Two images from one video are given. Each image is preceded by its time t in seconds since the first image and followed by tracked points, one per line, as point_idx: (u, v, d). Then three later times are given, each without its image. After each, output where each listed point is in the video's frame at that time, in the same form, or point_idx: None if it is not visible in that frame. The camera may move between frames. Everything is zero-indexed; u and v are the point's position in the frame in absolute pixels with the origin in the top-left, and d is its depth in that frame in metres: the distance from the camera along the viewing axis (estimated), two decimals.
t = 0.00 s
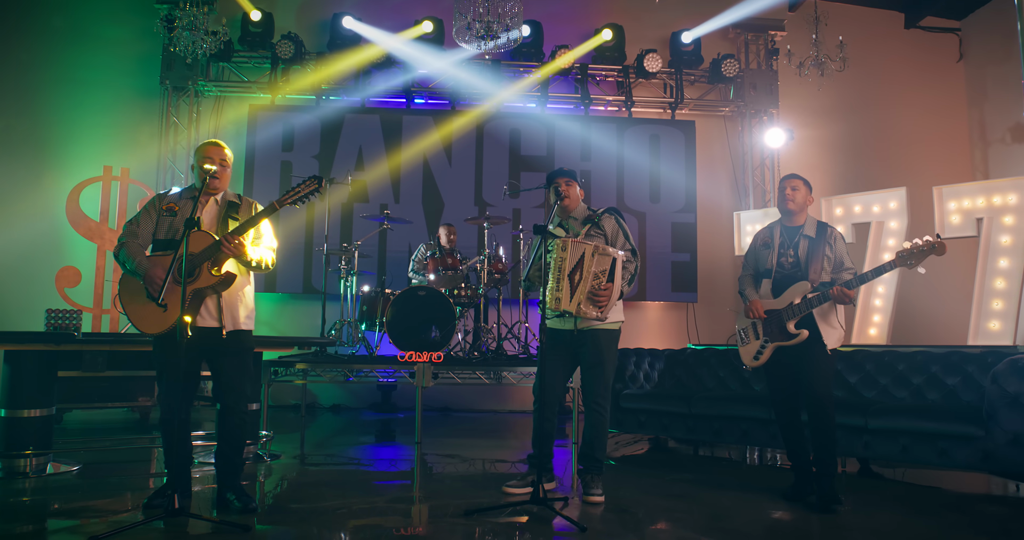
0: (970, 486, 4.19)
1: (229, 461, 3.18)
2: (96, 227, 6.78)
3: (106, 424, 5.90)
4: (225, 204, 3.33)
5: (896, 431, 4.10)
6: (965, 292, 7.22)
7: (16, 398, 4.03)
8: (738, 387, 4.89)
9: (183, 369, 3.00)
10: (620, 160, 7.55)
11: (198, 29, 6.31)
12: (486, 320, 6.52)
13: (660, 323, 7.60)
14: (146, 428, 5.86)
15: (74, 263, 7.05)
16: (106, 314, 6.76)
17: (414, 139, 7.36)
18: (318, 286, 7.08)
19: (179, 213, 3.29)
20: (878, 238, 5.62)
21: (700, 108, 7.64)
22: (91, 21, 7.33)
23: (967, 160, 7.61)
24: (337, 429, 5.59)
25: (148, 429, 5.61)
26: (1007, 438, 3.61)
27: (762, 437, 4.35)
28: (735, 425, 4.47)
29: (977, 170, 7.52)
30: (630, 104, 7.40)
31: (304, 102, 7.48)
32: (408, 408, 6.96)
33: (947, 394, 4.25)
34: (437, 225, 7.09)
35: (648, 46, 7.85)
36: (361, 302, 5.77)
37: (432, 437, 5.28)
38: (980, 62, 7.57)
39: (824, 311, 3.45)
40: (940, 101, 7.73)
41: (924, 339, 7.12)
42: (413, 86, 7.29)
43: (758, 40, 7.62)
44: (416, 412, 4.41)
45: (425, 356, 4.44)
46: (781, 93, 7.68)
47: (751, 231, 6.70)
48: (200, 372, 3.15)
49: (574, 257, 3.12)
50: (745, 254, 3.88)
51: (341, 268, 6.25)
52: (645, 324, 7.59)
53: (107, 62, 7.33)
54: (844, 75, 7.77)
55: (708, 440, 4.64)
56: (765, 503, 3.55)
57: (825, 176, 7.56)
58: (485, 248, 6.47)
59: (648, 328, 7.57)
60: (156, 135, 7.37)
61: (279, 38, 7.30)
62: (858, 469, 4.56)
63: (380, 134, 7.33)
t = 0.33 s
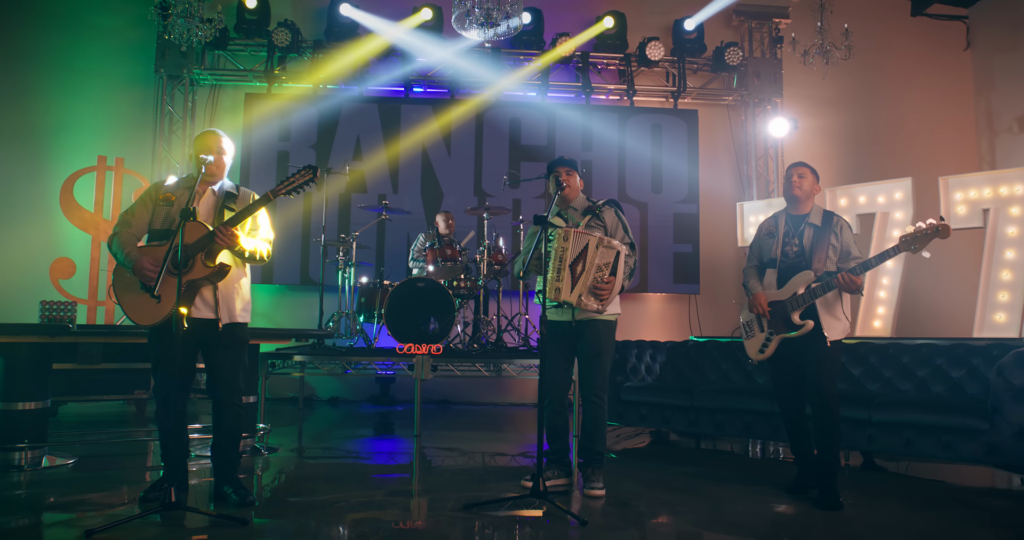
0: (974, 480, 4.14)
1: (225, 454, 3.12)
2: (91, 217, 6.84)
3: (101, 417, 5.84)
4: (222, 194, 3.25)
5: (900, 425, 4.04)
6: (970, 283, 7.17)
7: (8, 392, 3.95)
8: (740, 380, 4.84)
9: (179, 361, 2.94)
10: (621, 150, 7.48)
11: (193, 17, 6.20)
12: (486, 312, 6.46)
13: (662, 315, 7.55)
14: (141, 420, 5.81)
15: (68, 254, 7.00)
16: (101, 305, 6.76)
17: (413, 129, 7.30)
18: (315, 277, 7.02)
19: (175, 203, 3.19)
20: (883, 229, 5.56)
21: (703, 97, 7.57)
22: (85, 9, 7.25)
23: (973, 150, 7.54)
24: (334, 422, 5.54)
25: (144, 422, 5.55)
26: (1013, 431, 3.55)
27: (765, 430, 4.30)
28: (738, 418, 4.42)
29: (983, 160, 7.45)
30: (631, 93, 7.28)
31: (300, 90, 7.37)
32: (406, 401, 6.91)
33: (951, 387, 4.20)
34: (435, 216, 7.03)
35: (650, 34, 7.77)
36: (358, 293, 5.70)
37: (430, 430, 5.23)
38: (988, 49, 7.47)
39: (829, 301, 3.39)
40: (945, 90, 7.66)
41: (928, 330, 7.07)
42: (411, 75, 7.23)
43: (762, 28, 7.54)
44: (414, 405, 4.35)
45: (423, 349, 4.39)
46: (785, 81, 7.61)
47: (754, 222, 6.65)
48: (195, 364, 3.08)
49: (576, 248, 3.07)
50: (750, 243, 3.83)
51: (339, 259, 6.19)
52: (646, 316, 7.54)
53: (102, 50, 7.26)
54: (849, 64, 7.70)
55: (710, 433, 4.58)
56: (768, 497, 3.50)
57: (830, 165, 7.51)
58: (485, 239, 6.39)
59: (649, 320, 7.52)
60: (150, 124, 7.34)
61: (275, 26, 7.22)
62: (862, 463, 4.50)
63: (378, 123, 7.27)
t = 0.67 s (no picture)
0: (980, 479, 4.08)
1: (222, 452, 3.06)
2: (82, 211, 6.80)
3: (97, 415, 5.79)
4: (221, 188, 3.16)
5: (905, 423, 3.98)
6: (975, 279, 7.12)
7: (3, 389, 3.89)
8: (743, 377, 4.78)
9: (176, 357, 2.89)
10: (623, 144, 7.41)
11: (189, 10, 6.12)
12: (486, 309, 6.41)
13: (664, 312, 7.50)
14: (137, 419, 5.76)
15: (62, 250, 6.94)
16: (96, 301, 6.71)
17: (412, 124, 7.24)
18: (313, 273, 6.98)
19: (173, 197, 3.15)
20: (888, 224, 5.51)
21: (705, 91, 7.53)
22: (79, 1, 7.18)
23: (979, 145, 7.49)
24: (332, 419, 5.48)
25: (141, 420, 5.50)
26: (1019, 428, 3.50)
27: (769, 429, 4.24)
28: (741, 416, 4.36)
29: (990, 155, 7.39)
30: (632, 86, 7.24)
31: (298, 86, 7.36)
32: (405, 399, 6.85)
33: (957, 384, 4.15)
34: (434, 212, 6.97)
35: (653, 26, 7.71)
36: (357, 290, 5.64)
37: (429, 427, 5.17)
38: (994, 43, 7.41)
39: (835, 297, 3.33)
40: (951, 84, 7.60)
41: (932, 327, 7.03)
42: (410, 70, 7.14)
43: (765, 21, 7.46)
44: (414, 401, 4.30)
45: (423, 346, 4.33)
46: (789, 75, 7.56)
47: (757, 218, 6.59)
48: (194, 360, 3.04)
49: (581, 252, 3.01)
50: (755, 238, 3.77)
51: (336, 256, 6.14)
52: (648, 313, 7.49)
53: (97, 43, 7.20)
54: (854, 57, 7.64)
55: (712, 431, 4.53)
56: (771, 496, 3.44)
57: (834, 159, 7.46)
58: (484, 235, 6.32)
59: (651, 317, 7.47)
60: (144, 118, 7.27)
61: (272, 19, 7.14)
62: (866, 461, 4.45)
63: (377, 118, 7.22)
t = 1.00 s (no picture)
0: (986, 489, 4.01)
1: (217, 463, 2.99)
2: (77, 217, 6.74)
3: (92, 423, 5.72)
4: (224, 193, 3.07)
5: (910, 431, 3.91)
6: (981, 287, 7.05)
7: None
8: (746, 385, 4.73)
9: (172, 366, 2.83)
10: (624, 149, 7.37)
11: (185, 13, 6.14)
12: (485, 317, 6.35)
13: (665, 319, 7.44)
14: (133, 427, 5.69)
15: (57, 257, 6.88)
16: (91, 309, 6.64)
17: (410, 129, 7.19)
18: (310, 280, 6.93)
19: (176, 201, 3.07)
20: (892, 231, 5.46)
21: (707, 96, 7.47)
22: (75, 4, 7.15)
23: (984, 150, 7.43)
24: (330, 429, 5.42)
25: (136, 428, 5.43)
26: None
27: (772, 438, 4.19)
28: (744, 425, 4.30)
29: (995, 160, 7.33)
30: (634, 92, 7.21)
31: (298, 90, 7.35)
32: (403, 407, 6.78)
33: (962, 393, 4.09)
34: (432, 218, 6.92)
35: (654, 31, 7.68)
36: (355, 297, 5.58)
37: (428, 437, 5.11)
38: (998, 47, 7.37)
39: (839, 302, 3.28)
40: (955, 89, 7.55)
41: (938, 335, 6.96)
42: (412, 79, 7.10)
43: (767, 25, 7.44)
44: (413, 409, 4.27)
45: (422, 355, 4.29)
46: (791, 80, 7.53)
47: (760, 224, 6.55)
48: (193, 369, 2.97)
49: (581, 265, 2.96)
50: (761, 243, 3.72)
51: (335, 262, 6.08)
52: (650, 320, 7.43)
53: (92, 47, 7.17)
54: (857, 62, 7.61)
55: (715, 440, 4.47)
56: (775, 506, 3.38)
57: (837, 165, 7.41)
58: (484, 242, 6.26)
59: (653, 324, 7.40)
60: (140, 124, 7.21)
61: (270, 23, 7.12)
62: (871, 471, 4.38)
63: (375, 123, 7.18)
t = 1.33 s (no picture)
0: (992, 500, 3.95)
1: (212, 474, 2.90)
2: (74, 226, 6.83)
3: (87, 433, 5.65)
4: (226, 197, 3.01)
5: (916, 442, 3.84)
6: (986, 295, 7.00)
7: None
8: (749, 395, 4.68)
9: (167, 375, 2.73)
10: (625, 156, 7.33)
11: (182, 19, 6.12)
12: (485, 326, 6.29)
13: (667, 327, 7.38)
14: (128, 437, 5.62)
15: (52, 263, 6.84)
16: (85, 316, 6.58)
17: (409, 136, 7.16)
18: (308, 289, 6.87)
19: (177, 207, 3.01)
20: (897, 238, 5.42)
21: (709, 102, 7.43)
22: (72, 10, 7.13)
23: (989, 157, 7.40)
24: (328, 439, 5.36)
25: (131, 439, 5.36)
26: None
27: (775, 448, 4.12)
28: (748, 435, 4.24)
29: (1000, 167, 7.29)
30: (636, 98, 7.16)
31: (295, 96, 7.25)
32: (403, 417, 6.72)
33: (968, 402, 4.02)
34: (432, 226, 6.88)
35: (655, 36, 7.64)
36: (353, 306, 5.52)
37: (427, 447, 5.05)
38: (1003, 53, 7.34)
39: (842, 310, 3.22)
40: (960, 95, 7.52)
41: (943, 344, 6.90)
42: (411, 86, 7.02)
43: (770, 31, 7.40)
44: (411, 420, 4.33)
45: (419, 364, 4.34)
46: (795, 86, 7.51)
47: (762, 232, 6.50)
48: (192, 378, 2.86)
49: (579, 271, 2.91)
50: (762, 251, 3.66)
51: (333, 271, 6.04)
52: (652, 329, 7.37)
53: (89, 54, 7.14)
54: (862, 68, 7.57)
55: (718, 451, 4.40)
56: (779, 518, 3.31)
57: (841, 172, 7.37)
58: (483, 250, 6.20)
59: (655, 332, 7.35)
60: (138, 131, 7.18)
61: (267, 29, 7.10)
62: (876, 482, 4.31)
63: (374, 129, 7.14)
